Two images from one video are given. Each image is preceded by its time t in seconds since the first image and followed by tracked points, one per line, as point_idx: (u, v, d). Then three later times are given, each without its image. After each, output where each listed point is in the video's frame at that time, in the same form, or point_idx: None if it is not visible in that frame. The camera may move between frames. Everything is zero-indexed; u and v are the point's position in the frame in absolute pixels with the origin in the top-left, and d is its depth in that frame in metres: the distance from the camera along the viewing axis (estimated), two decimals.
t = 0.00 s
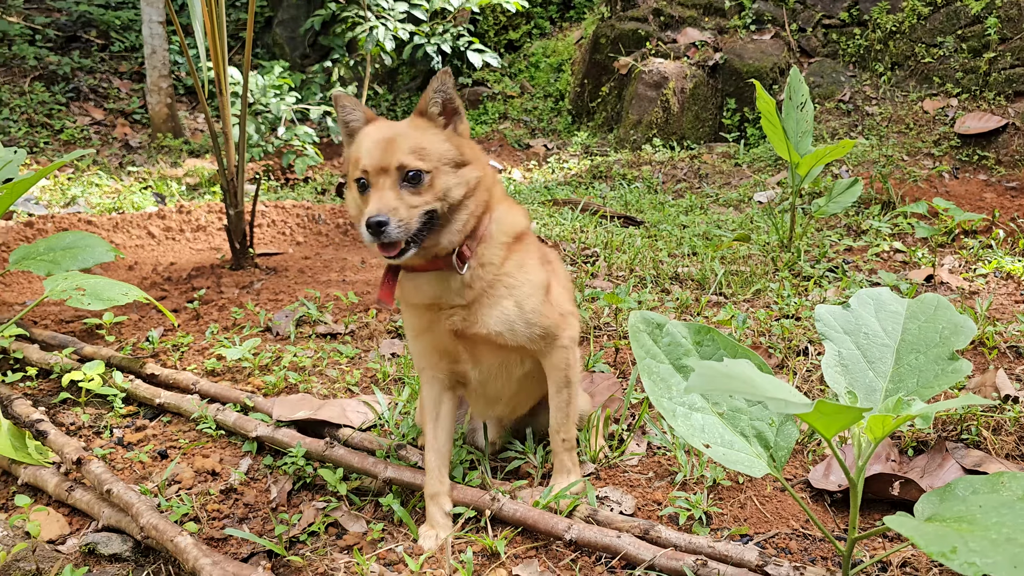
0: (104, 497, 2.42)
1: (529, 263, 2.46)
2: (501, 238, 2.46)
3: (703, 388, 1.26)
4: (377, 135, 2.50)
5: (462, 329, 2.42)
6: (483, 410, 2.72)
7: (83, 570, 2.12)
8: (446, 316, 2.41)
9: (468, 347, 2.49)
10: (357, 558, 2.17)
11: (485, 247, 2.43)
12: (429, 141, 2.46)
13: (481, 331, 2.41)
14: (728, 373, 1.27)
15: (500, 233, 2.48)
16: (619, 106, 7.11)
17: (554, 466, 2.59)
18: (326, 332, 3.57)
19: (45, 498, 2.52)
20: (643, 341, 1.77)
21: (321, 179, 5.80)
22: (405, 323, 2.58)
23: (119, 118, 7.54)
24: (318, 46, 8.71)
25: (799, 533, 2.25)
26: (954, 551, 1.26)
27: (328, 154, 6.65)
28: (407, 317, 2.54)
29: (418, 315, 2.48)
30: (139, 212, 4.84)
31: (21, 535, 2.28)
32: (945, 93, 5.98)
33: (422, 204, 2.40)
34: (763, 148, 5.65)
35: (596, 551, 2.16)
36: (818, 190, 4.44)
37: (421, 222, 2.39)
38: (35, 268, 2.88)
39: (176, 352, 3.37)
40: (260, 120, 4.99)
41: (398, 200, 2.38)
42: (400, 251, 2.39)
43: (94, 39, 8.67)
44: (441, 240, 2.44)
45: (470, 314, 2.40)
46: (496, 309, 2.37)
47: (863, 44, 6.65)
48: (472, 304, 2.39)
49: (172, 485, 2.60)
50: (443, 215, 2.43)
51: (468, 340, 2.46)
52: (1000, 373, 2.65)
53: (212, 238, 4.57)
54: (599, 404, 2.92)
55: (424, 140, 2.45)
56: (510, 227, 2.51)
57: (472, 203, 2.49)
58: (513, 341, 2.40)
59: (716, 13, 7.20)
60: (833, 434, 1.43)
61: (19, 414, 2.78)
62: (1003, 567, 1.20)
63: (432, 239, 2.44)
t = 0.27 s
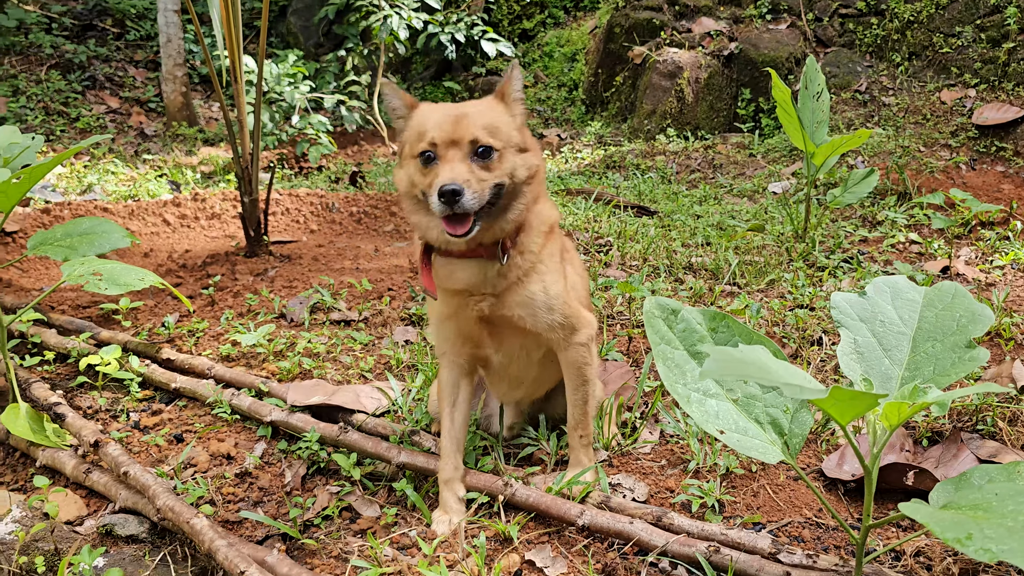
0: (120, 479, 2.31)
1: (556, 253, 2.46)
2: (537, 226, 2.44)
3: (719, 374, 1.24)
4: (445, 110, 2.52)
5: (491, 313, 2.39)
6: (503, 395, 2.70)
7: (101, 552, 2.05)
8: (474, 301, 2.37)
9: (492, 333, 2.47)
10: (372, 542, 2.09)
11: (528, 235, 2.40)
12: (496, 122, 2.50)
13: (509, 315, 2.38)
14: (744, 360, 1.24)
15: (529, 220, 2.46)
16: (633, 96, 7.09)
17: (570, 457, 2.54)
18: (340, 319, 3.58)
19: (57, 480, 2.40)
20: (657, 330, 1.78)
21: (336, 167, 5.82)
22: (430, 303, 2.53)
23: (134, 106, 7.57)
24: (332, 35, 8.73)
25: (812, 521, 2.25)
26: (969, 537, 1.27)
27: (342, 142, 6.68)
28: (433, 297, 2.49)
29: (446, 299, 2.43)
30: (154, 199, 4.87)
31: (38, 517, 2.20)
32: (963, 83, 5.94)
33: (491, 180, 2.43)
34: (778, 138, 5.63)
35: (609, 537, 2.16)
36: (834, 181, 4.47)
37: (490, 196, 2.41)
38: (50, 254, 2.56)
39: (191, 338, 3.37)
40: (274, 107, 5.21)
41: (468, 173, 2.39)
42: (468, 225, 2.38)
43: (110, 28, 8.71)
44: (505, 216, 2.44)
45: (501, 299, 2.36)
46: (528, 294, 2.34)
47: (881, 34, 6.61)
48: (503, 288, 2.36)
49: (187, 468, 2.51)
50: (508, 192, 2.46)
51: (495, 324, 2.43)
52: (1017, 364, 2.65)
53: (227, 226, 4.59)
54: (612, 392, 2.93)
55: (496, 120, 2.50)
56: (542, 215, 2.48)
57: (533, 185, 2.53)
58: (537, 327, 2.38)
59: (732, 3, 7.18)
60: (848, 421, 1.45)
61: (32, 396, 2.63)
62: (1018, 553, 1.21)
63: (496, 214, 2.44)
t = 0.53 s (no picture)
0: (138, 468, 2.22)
1: (593, 241, 2.45)
2: (572, 219, 2.36)
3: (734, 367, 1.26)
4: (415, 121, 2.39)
5: (532, 300, 2.39)
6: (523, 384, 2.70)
7: (120, 539, 1.95)
8: (519, 286, 2.35)
9: (526, 320, 2.46)
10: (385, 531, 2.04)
11: (561, 230, 2.34)
12: (448, 137, 2.25)
13: (551, 302, 2.38)
14: (759, 352, 1.26)
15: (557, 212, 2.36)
16: (648, 90, 7.07)
17: (583, 448, 2.53)
18: (354, 312, 3.56)
19: (76, 468, 2.31)
20: (672, 321, 1.78)
21: (350, 160, 5.83)
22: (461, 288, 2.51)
23: (150, 98, 7.61)
24: (347, 28, 8.75)
25: (826, 517, 2.25)
26: (987, 533, 1.29)
27: (357, 135, 6.70)
28: (464, 284, 2.49)
29: (487, 282, 2.40)
30: (170, 191, 4.89)
31: (57, 505, 2.10)
32: (982, 78, 5.89)
33: (442, 206, 2.32)
34: (793, 133, 5.61)
35: (622, 530, 2.13)
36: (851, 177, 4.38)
37: (439, 224, 2.35)
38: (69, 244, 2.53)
39: (207, 329, 3.32)
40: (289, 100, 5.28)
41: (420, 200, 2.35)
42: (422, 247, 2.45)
43: (126, 20, 8.76)
44: (484, 229, 2.36)
45: (544, 287, 2.36)
46: (569, 284, 2.34)
47: (898, 28, 6.55)
48: (545, 277, 2.35)
49: (204, 458, 2.44)
50: (476, 210, 2.33)
51: (533, 312, 2.43)
52: None
53: (242, 218, 4.61)
54: (626, 386, 2.95)
55: (444, 134, 2.25)
56: (579, 204, 2.41)
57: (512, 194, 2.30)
58: (577, 317, 2.39)
59: None
60: (864, 416, 1.45)
61: (49, 383, 2.53)
62: None
63: (473, 227, 2.38)
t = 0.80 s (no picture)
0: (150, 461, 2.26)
1: (596, 238, 2.41)
2: (562, 220, 2.33)
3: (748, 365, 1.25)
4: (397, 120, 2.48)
5: (530, 297, 2.39)
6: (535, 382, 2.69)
7: (132, 532, 1.96)
8: (515, 286, 2.37)
9: (528, 317, 2.47)
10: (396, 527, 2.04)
11: (547, 232, 2.32)
12: (413, 141, 2.32)
13: (551, 300, 2.37)
14: (774, 350, 1.25)
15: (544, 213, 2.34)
16: (662, 86, 7.03)
17: (596, 445, 2.55)
18: (366, 306, 3.50)
19: (90, 460, 2.35)
20: (687, 317, 1.77)
21: (363, 155, 5.83)
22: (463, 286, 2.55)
23: (165, 93, 7.63)
24: (360, 23, 8.76)
25: (839, 517, 2.24)
26: (1005, 536, 1.27)
27: (370, 130, 6.70)
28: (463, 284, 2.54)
29: (483, 282, 2.44)
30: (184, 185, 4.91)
31: (71, 496, 2.12)
32: (1001, 74, 5.83)
33: (405, 206, 2.44)
34: (809, 129, 5.56)
35: (633, 527, 2.12)
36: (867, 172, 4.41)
37: (404, 220, 2.49)
38: (84, 237, 2.57)
39: (220, 322, 3.29)
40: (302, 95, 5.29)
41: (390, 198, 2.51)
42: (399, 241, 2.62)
43: (141, 15, 8.79)
44: (458, 231, 2.44)
45: (540, 285, 2.36)
46: (566, 282, 2.33)
47: (916, 24, 6.49)
48: (540, 276, 2.35)
49: (216, 452, 2.45)
50: (438, 212, 2.42)
51: (532, 311, 2.43)
52: None
53: (255, 212, 4.62)
54: (638, 383, 2.93)
55: (407, 140, 2.33)
56: (572, 204, 2.37)
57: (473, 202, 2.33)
58: (576, 314, 2.37)
59: None
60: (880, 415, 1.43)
61: (65, 376, 2.58)
62: None
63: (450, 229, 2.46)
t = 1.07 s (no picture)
0: (158, 459, 2.26)
1: (603, 241, 2.38)
2: (567, 225, 2.31)
3: (759, 370, 1.21)
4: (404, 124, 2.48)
5: (536, 301, 2.37)
6: (544, 385, 2.66)
7: (139, 530, 1.96)
8: (520, 290, 2.36)
9: (534, 321, 2.45)
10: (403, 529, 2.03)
11: (552, 236, 2.31)
12: (416, 145, 2.33)
13: (558, 304, 2.35)
14: (782, 356, 1.22)
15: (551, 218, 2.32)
16: (673, 85, 7.00)
17: (604, 447, 2.51)
18: (375, 305, 3.50)
19: (98, 458, 2.36)
20: (695, 320, 1.74)
21: (373, 153, 5.81)
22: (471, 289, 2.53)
23: (177, 90, 7.65)
24: (372, 21, 8.76)
25: (849, 522, 2.22)
26: (1019, 547, 1.24)
27: (381, 128, 6.70)
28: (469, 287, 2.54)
29: (489, 286, 2.43)
30: (195, 183, 4.92)
31: (79, 494, 2.11)
32: (1017, 75, 5.77)
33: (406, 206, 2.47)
34: (821, 129, 5.53)
35: (641, 531, 2.11)
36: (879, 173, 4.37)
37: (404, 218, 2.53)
38: (94, 235, 2.53)
39: (229, 321, 3.28)
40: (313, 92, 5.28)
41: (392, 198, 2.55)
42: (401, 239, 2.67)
43: (154, 13, 8.82)
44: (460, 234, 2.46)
45: (547, 288, 2.34)
46: (571, 286, 2.31)
47: (930, 23, 6.44)
48: (548, 278, 2.33)
49: (223, 450, 2.44)
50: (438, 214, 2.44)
51: (538, 314, 2.42)
52: None
53: (265, 210, 4.62)
54: (647, 384, 2.91)
55: (410, 143, 2.35)
56: (578, 209, 2.35)
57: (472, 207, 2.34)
58: (583, 317, 2.34)
59: None
60: (891, 422, 1.40)
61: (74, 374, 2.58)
62: None
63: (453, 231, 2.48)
